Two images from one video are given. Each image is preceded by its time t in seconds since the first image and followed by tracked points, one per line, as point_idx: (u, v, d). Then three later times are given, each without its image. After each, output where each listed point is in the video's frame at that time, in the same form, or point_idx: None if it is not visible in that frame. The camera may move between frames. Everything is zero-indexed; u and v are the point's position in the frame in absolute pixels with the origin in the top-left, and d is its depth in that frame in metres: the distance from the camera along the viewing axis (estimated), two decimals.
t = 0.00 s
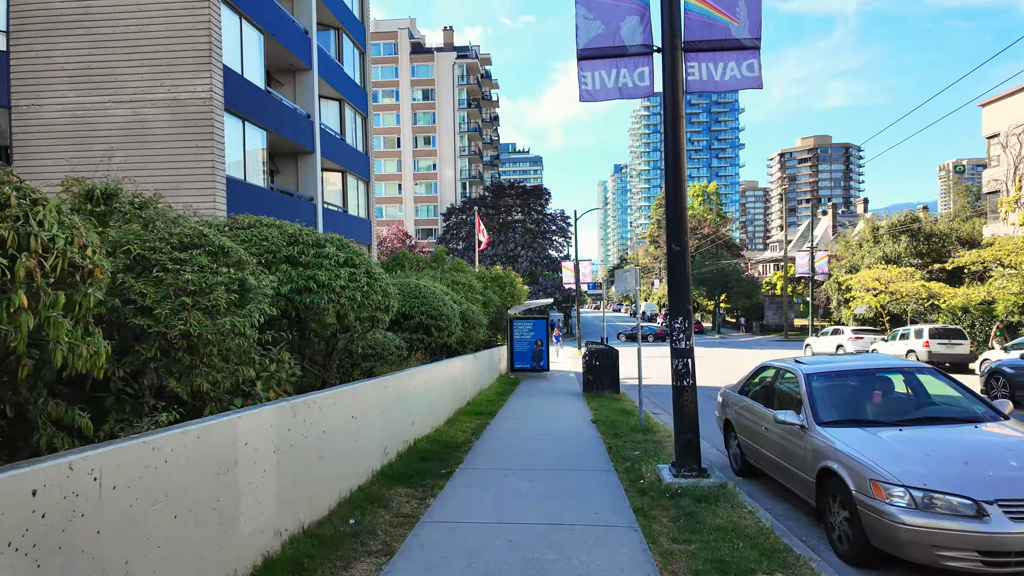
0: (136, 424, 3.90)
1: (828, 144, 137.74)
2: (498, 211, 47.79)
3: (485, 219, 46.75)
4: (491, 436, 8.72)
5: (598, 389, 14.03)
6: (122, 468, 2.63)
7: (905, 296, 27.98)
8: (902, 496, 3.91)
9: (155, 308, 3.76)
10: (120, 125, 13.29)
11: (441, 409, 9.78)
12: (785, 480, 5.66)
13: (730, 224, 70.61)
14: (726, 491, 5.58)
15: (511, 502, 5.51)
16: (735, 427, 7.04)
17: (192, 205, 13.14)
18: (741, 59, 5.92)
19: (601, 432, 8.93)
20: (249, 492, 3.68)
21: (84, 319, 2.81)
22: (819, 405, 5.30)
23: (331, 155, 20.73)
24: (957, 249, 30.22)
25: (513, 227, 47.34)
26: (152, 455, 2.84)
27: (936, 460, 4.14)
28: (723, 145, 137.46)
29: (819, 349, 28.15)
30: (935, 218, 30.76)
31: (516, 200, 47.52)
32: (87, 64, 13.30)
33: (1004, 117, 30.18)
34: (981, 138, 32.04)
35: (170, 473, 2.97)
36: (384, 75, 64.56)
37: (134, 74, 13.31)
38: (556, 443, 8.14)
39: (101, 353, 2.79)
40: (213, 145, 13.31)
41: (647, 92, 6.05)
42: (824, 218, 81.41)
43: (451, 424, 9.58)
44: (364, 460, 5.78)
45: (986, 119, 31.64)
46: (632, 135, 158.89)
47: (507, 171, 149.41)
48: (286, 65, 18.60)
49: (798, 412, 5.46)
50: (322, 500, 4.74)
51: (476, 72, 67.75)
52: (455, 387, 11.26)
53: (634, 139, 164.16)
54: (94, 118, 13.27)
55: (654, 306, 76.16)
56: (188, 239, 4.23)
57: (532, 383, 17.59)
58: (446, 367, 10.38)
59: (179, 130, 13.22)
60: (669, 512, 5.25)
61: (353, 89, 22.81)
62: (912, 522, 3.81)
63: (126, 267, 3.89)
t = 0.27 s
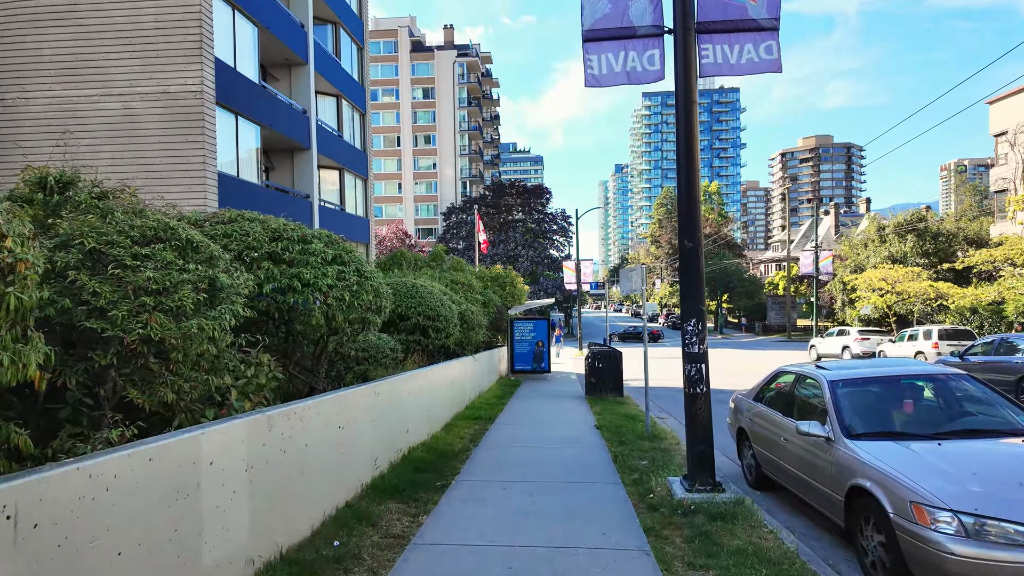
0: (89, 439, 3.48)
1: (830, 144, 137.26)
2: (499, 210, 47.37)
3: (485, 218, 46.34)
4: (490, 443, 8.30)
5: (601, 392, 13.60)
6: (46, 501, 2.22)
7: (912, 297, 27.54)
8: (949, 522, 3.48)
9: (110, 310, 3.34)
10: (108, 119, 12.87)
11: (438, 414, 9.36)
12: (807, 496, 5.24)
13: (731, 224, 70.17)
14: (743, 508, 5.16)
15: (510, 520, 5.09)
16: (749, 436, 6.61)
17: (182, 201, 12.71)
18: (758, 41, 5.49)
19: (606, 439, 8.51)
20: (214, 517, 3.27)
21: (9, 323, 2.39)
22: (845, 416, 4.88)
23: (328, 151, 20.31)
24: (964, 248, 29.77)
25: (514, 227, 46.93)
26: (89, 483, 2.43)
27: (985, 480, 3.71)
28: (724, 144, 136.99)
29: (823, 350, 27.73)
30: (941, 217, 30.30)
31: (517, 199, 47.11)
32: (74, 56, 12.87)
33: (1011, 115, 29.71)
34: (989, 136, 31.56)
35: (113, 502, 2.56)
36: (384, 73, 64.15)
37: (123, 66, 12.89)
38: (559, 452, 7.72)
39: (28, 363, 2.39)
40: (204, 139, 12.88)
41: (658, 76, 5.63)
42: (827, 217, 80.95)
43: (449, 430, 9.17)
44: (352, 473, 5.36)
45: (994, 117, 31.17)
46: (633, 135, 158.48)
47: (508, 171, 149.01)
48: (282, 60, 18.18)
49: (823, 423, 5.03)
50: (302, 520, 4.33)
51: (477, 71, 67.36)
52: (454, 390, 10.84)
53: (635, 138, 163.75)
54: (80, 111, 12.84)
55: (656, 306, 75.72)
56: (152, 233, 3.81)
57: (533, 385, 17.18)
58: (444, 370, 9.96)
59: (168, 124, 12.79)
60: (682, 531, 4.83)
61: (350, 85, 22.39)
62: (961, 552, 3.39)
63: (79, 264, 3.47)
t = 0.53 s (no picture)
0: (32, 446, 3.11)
1: (829, 144, 137.05)
2: (497, 209, 46.99)
3: (483, 217, 45.97)
4: (486, 446, 7.92)
5: (601, 393, 13.23)
6: None
7: (915, 296, 27.19)
8: (996, 538, 3.13)
9: (53, 302, 2.96)
10: (93, 112, 12.53)
11: (433, 415, 8.99)
12: (825, 504, 4.87)
13: (731, 223, 69.85)
14: (757, 517, 4.79)
15: (505, 532, 4.72)
16: (760, 439, 6.25)
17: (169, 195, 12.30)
18: (771, 18, 5.13)
19: (607, 442, 8.15)
20: (169, 536, 2.89)
21: None
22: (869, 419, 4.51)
23: (322, 147, 19.93)
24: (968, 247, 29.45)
25: (512, 226, 46.56)
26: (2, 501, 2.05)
27: None
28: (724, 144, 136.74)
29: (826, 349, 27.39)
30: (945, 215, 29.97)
31: (515, 198, 46.74)
32: (58, 48, 12.55)
33: (1015, 112, 29.39)
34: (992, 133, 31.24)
35: (35, 523, 2.19)
36: (381, 72, 63.77)
37: (108, 58, 12.55)
38: (558, 455, 7.36)
39: None
40: (192, 132, 12.48)
41: (664, 56, 5.25)
42: (827, 217, 80.67)
43: (444, 432, 8.80)
44: (336, 480, 4.99)
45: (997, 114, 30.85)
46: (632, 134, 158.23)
47: (506, 171, 148.63)
48: (275, 53, 17.80)
49: (844, 427, 4.67)
50: (277, 533, 3.95)
51: (475, 69, 66.97)
52: (449, 392, 10.46)
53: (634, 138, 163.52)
54: (65, 104, 12.52)
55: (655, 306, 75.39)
56: (105, 216, 3.43)
57: (532, 386, 16.78)
58: (439, 371, 9.59)
59: (155, 116, 12.42)
60: (691, 544, 4.46)
61: (345, 80, 22.00)
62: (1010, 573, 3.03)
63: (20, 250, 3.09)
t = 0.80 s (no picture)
0: None
1: (829, 143, 136.78)
2: (496, 209, 46.61)
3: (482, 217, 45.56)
4: (480, 453, 7.53)
5: (602, 395, 12.84)
6: None
7: (920, 296, 26.82)
8: None
9: None
10: (75, 105, 12.03)
11: (426, 420, 8.59)
12: (848, 522, 4.48)
13: (731, 223, 69.50)
14: (773, 535, 4.39)
15: (499, 552, 4.33)
16: (772, 448, 5.85)
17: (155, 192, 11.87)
18: None
19: (609, 448, 7.76)
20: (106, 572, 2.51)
21: None
22: (898, 430, 4.10)
23: (316, 144, 19.52)
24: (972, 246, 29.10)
25: (511, 225, 46.16)
26: None
27: None
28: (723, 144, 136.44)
29: (829, 350, 27.01)
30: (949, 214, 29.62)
31: (514, 198, 46.37)
32: (39, 38, 12.03)
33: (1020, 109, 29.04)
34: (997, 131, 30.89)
35: None
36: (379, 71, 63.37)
37: (92, 49, 12.07)
38: (557, 464, 6.96)
39: None
40: (179, 127, 12.04)
41: (672, 34, 4.85)
42: (827, 216, 80.34)
43: (437, 438, 8.41)
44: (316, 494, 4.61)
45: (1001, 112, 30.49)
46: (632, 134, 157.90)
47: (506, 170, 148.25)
48: (268, 47, 17.39)
49: (869, 438, 4.26)
50: (244, 558, 3.57)
51: (474, 68, 66.56)
52: (444, 395, 10.06)
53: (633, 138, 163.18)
54: (46, 97, 11.98)
55: (655, 307, 75.03)
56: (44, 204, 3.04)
57: (531, 388, 16.37)
58: (433, 373, 9.18)
59: (141, 110, 11.98)
60: (703, 566, 4.06)
61: (340, 76, 21.59)
62: None
63: None
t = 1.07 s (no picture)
0: None
1: (830, 143, 136.36)
2: (496, 207, 46.24)
3: (482, 216, 45.24)
4: (479, 459, 7.15)
5: (604, 397, 12.46)
6: None
7: (926, 295, 26.42)
8: None
9: None
10: (61, 97, 11.67)
11: (423, 424, 8.20)
12: (880, 539, 4.09)
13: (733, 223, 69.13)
14: (797, 552, 4.00)
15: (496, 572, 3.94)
16: (790, 456, 5.46)
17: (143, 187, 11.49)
18: None
19: (613, 453, 7.38)
20: None
21: None
22: (939, 440, 3.71)
23: (312, 140, 19.15)
24: (979, 245, 28.69)
25: (512, 224, 45.81)
26: None
27: None
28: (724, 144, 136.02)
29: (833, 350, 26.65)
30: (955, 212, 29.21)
31: (515, 197, 46.06)
32: (25, 29, 11.68)
33: None
34: (1004, 128, 30.46)
35: None
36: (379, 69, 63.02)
37: (79, 40, 11.71)
38: (559, 471, 6.57)
39: None
40: (169, 119, 11.67)
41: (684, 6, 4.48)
42: (829, 216, 79.97)
43: (434, 442, 8.04)
44: (299, 508, 4.24)
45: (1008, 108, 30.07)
46: (632, 133, 157.54)
47: (506, 170, 147.97)
48: (262, 41, 17.02)
49: (905, 448, 3.87)
50: None
51: (474, 67, 66.17)
52: (442, 397, 9.70)
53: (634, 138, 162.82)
54: (31, 89, 11.63)
55: (656, 306, 74.64)
56: None
57: (531, 389, 15.99)
58: (430, 374, 8.81)
59: (129, 103, 11.61)
60: None
61: (337, 71, 21.19)
62: None
63: None
